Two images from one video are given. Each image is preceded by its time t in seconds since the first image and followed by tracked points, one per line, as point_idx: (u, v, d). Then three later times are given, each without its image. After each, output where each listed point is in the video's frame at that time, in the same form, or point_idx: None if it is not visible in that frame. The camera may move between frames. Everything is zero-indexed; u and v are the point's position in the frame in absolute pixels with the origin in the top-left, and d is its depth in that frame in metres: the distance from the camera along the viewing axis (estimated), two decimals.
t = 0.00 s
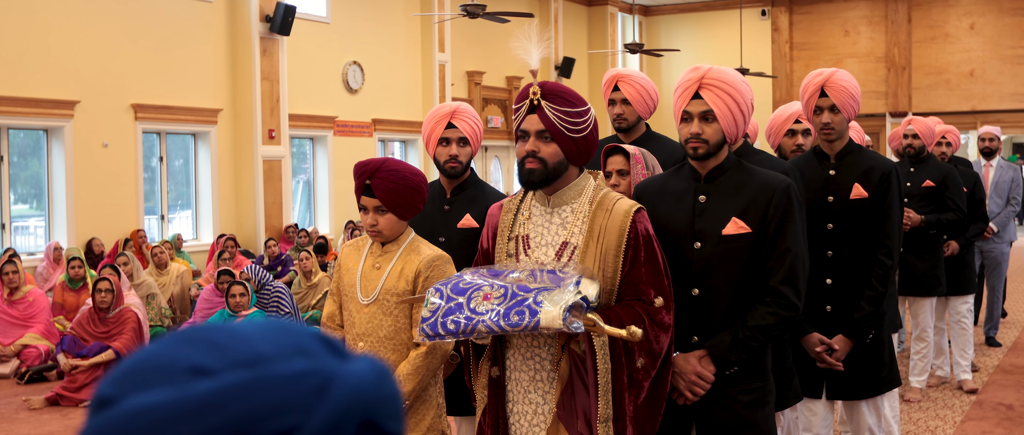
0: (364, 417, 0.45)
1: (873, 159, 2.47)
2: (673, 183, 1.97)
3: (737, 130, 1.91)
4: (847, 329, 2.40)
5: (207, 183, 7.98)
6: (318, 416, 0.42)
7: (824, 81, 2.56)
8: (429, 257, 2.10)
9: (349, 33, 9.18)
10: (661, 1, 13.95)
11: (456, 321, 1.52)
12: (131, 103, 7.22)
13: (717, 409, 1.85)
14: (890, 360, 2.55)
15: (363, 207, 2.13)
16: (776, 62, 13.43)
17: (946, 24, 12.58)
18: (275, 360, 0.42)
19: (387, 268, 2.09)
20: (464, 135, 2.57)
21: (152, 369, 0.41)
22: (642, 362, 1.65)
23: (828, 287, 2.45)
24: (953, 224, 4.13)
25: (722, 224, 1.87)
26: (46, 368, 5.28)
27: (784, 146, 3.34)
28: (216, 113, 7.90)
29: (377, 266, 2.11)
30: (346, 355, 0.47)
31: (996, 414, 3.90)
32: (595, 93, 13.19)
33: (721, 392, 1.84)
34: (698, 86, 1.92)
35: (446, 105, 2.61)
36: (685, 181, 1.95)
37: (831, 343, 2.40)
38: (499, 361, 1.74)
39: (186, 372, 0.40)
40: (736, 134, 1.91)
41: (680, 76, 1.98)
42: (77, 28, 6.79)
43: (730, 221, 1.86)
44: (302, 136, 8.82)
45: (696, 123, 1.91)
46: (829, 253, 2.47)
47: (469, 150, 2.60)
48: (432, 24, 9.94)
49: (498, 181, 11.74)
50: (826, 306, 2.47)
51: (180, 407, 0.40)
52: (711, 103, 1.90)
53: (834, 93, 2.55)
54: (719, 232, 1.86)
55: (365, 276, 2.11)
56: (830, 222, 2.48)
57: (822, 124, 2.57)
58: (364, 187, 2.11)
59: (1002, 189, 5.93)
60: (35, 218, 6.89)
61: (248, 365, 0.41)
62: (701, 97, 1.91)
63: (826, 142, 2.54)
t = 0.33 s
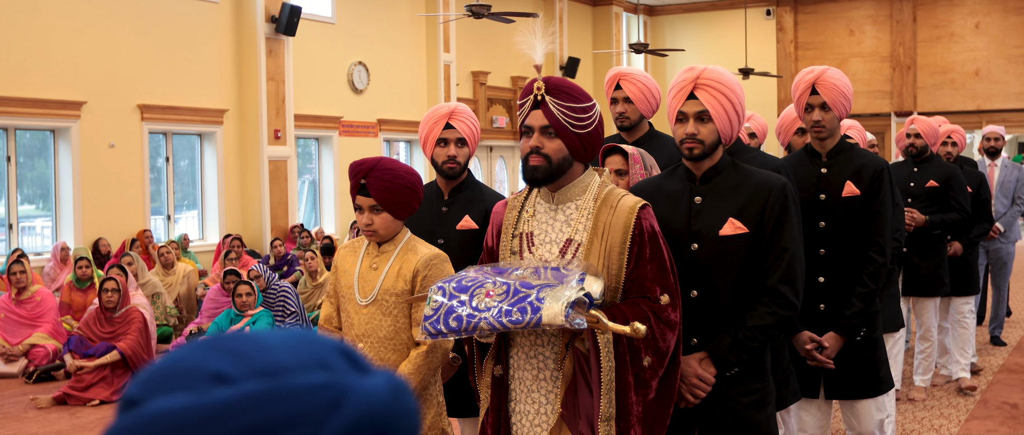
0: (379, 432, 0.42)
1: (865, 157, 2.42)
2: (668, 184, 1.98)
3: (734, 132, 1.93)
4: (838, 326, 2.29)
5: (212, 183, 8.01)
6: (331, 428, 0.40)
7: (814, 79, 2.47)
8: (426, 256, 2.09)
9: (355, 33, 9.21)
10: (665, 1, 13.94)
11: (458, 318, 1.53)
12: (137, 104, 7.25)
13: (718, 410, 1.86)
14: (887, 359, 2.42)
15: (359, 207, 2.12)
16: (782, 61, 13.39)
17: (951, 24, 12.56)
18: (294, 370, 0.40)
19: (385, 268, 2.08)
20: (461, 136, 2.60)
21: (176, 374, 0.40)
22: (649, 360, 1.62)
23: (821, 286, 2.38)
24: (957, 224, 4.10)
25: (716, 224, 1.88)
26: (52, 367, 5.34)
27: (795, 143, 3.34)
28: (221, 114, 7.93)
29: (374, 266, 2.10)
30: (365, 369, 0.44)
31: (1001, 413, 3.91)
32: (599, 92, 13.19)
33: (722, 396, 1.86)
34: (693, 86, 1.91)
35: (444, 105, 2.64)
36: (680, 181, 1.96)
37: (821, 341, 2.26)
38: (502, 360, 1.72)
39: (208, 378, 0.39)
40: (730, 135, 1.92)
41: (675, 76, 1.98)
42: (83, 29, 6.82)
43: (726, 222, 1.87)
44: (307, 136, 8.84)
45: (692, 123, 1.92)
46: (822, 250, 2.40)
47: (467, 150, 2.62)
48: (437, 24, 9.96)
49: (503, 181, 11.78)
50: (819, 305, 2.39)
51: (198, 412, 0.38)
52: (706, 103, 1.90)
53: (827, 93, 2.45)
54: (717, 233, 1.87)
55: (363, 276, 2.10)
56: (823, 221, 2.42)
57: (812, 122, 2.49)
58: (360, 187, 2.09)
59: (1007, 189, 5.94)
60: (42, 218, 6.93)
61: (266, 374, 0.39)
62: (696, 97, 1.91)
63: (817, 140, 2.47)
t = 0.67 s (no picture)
0: None
1: (858, 156, 2.41)
2: (660, 183, 1.97)
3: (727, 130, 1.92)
4: (833, 326, 2.29)
5: (217, 184, 8.05)
6: None
7: (807, 78, 2.43)
8: (420, 255, 2.10)
9: (359, 33, 9.24)
10: (669, 1, 13.94)
11: (460, 317, 1.51)
12: (142, 104, 7.29)
13: (717, 411, 1.86)
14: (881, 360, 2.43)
15: (349, 207, 2.13)
16: (785, 62, 13.41)
17: (955, 24, 12.57)
18: (273, 413, 0.37)
19: (378, 269, 2.09)
20: (454, 137, 2.61)
21: (159, 414, 0.38)
22: (655, 360, 1.59)
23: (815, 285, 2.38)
24: (959, 225, 4.13)
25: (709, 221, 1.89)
26: (59, 367, 5.38)
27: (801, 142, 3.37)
28: (226, 114, 7.97)
29: (367, 267, 2.10)
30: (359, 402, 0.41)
31: (1004, 412, 3.93)
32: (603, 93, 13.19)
33: (723, 396, 1.86)
34: (684, 84, 1.91)
35: (436, 107, 2.65)
36: (672, 181, 1.96)
37: (816, 340, 2.26)
38: (506, 360, 1.70)
39: (187, 422, 0.37)
40: (722, 132, 1.91)
41: (666, 75, 1.97)
42: (89, 31, 6.86)
43: (719, 220, 1.88)
44: (311, 137, 8.87)
45: (684, 121, 1.91)
46: (816, 250, 2.40)
47: (460, 152, 2.63)
48: (441, 25, 9.98)
49: (506, 182, 11.82)
50: (814, 304, 2.39)
51: None
52: (697, 101, 1.89)
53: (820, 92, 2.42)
54: (710, 231, 1.88)
55: (356, 275, 2.11)
56: (816, 220, 2.42)
57: (805, 121, 2.47)
58: (350, 187, 2.11)
59: (1010, 189, 5.94)
60: (47, 218, 6.97)
61: (245, 419, 0.37)
62: (687, 96, 1.91)
63: (810, 140, 2.46)
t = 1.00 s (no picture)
0: None
1: (855, 155, 2.42)
2: (652, 182, 1.92)
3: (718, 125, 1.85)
4: (832, 327, 2.30)
5: (222, 183, 8.08)
6: None
7: (803, 79, 2.41)
8: (410, 252, 2.08)
9: (363, 33, 9.27)
10: (672, 1, 13.94)
11: (466, 317, 1.51)
12: (147, 104, 7.32)
13: (716, 411, 1.82)
14: (879, 360, 2.44)
15: (339, 205, 2.10)
16: (789, 62, 13.41)
17: (960, 23, 12.57)
18: None
19: (369, 268, 2.06)
20: (446, 135, 2.53)
21: None
22: (665, 359, 1.56)
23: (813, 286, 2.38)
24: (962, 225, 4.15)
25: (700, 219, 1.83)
26: (65, 365, 5.40)
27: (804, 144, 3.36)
28: (231, 114, 8.00)
29: (357, 267, 2.07)
30: None
31: (1008, 411, 3.94)
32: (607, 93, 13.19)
33: (718, 395, 1.82)
34: (676, 81, 1.83)
35: (428, 105, 2.57)
36: (664, 179, 1.90)
37: (814, 342, 2.31)
38: (512, 360, 1.67)
39: None
40: (716, 130, 1.85)
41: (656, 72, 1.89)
42: (95, 31, 6.90)
43: (711, 217, 1.82)
44: (316, 136, 8.89)
45: (676, 119, 1.83)
46: (814, 250, 2.42)
47: (452, 149, 2.55)
48: (445, 25, 10.01)
49: (510, 181, 11.85)
50: (812, 305, 2.39)
51: None
52: (689, 99, 1.82)
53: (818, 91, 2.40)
54: (702, 229, 1.81)
55: (347, 272, 2.08)
56: (814, 221, 2.43)
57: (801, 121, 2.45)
58: (340, 185, 2.08)
59: (1013, 190, 5.94)
60: (52, 218, 7.00)
61: None
62: (679, 93, 1.83)
63: (807, 140, 2.45)
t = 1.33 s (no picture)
0: None
1: (858, 157, 2.43)
2: (649, 184, 1.85)
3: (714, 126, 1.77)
4: (833, 330, 2.30)
5: (229, 183, 8.12)
6: None
7: (804, 79, 2.42)
8: (403, 251, 2.06)
9: (370, 33, 9.30)
10: (679, 2, 13.93)
11: (475, 318, 1.52)
12: (155, 105, 7.36)
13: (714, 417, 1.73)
14: (882, 362, 2.42)
15: (333, 204, 2.08)
16: (795, 62, 13.41)
17: (967, 23, 12.55)
18: None
19: (361, 266, 2.05)
20: (441, 133, 2.45)
21: None
22: (675, 361, 1.55)
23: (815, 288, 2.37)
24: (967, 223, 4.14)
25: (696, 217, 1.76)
26: (75, 365, 5.45)
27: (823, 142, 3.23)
28: (238, 114, 8.03)
29: (350, 265, 2.06)
30: None
31: (1015, 412, 3.94)
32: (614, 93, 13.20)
33: (715, 397, 1.72)
34: (670, 83, 1.76)
35: (422, 102, 2.49)
36: (661, 180, 1.84)
37: (814, 345, 2.29)
38: (520, 361, 1.68)
39: None
40: (711, 131, 1.77)
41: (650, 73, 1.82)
42: (102, 33, 6.93)
43: (707, 218, 1.75)
44: (323, 137, 8.92)
45: (671, 121, 1.76)
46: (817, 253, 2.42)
47: (447, 147, 2.47)
48: (451, 25, 10.04)
49: (517, 182, 11.88)
50: (815, 308, 2.36)
51: None
52: (684, 99, 1.75)
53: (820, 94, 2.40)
54: (698, 230, 1.75)
55: (340, 272, 2.06)
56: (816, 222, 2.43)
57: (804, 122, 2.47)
58: (333, 184, 2.07)
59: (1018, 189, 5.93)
60: (60, 218, 7.05)
61: None
62: (674, 94, 1.76)
63: (811, 141, 2.48)
